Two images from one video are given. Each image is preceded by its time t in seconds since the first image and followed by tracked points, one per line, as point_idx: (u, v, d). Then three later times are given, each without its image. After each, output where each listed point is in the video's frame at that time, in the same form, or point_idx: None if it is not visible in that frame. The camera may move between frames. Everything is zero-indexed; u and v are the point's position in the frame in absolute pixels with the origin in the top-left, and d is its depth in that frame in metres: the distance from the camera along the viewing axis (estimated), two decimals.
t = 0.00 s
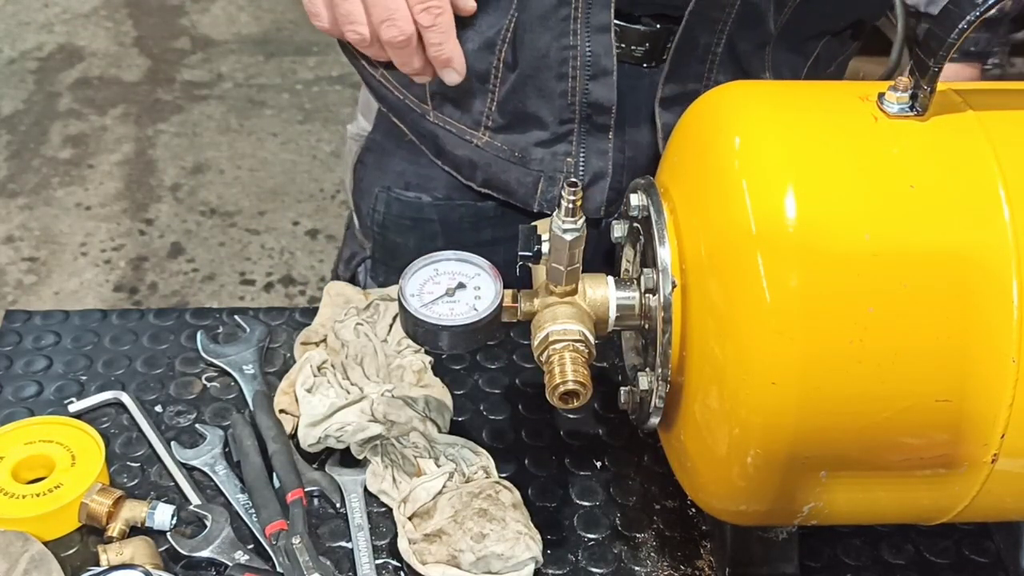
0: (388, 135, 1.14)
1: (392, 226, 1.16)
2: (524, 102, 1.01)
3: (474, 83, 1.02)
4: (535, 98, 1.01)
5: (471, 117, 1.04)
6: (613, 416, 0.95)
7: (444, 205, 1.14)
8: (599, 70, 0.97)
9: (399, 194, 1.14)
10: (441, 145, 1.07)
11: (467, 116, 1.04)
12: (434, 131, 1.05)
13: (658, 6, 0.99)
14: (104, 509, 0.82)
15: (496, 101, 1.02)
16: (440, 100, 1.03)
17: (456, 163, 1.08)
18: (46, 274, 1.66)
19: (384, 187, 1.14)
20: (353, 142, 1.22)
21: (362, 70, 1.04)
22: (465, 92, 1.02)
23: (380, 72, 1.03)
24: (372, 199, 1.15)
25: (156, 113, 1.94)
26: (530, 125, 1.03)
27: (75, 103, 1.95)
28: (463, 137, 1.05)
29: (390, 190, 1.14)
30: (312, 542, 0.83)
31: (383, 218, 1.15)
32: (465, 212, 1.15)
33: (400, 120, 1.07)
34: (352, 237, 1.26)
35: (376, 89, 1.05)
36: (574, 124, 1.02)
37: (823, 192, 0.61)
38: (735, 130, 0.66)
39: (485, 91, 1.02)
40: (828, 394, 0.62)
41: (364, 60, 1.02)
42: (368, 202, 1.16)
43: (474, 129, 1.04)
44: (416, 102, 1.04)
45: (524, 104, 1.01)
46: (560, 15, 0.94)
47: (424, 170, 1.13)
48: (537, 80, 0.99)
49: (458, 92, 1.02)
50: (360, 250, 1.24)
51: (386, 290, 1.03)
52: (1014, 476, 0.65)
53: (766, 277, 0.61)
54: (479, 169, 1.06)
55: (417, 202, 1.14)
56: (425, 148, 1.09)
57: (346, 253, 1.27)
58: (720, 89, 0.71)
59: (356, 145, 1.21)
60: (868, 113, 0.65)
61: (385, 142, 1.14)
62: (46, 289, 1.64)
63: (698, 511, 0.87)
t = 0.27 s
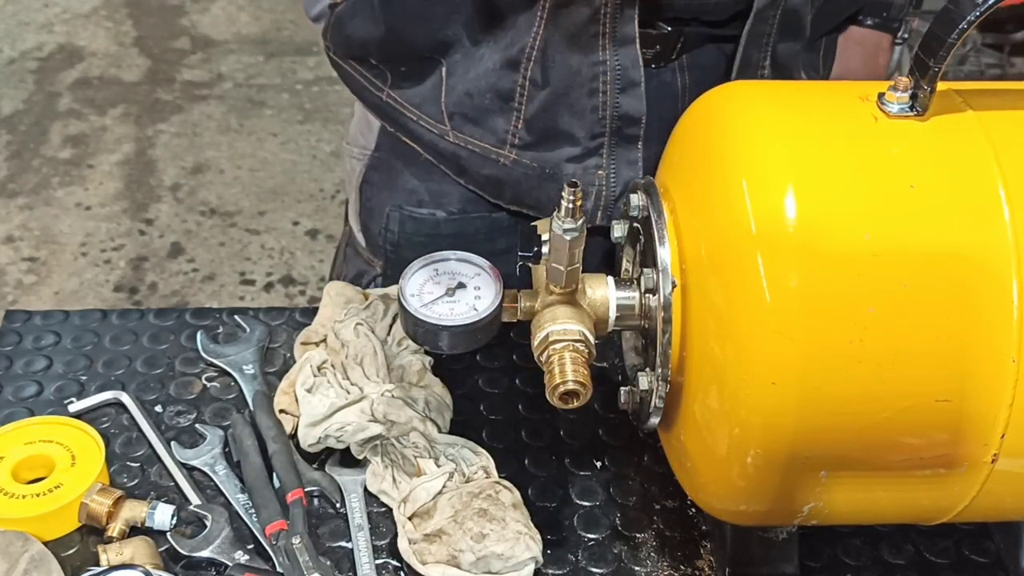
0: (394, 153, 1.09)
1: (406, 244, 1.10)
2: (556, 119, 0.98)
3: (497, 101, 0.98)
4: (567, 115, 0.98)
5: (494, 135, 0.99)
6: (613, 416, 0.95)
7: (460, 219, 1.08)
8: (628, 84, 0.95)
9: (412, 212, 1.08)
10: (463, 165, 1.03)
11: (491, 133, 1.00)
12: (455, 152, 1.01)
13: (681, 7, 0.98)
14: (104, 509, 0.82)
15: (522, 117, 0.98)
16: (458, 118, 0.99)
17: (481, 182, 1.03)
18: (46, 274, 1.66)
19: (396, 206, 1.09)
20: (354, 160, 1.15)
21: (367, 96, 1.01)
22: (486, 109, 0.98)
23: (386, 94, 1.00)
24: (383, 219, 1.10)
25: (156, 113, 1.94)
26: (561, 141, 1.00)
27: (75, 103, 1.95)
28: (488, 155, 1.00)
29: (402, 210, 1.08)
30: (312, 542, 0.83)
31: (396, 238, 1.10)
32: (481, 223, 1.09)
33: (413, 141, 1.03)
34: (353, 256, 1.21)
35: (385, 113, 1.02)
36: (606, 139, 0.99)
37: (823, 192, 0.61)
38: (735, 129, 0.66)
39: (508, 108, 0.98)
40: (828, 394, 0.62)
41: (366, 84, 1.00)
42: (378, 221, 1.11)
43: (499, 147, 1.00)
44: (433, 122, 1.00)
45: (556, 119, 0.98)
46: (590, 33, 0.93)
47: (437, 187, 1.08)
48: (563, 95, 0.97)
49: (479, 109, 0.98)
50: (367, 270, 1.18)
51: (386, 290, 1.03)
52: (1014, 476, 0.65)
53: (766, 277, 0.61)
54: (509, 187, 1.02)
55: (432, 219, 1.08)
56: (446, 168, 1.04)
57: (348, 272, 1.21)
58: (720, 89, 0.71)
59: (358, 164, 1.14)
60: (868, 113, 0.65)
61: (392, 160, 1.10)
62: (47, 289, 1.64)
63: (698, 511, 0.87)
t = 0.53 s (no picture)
0: (403, 178, 1.10)
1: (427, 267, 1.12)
2: (598, 139, 1.01)
3: (530, 128, 1.00)
4: (611, 134, 1.01)
5: (529, 158, 1.02)
6: (613, 416, 0.95)
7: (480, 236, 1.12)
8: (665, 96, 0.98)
9: (431, 235, 1.11)
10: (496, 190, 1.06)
11: (525, 158, 1.03)
12: (489, 179, 1.04)
13: (695, 10, 1.03)
14: (104, 509, 0.82)
15: (559, 140, 1.01)
16: (488, 147, 1.02)
17: (517, 206, 1.07)
18: (46, 274, 1.66)
19: (414, 231, 1.11)
20: (360, 190, 1.13)
21: (374, 130, 1.02)
22: (518, 135, 1.01)
23: (397, 127, 1.02)
24: (401, 245, 1.12)
25: (156, 113, 1.94)
26: (602, 159, 1.03)
27: (75, 103, 1.95)
28: (523, 179, 1.03)
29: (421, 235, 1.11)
30: (312, 542, 0.83)
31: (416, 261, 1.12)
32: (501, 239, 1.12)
33: (434, 170, 1.05)
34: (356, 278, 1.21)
35: (399, 145, 1.03)
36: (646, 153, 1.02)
37: (824, 192, 0.61)
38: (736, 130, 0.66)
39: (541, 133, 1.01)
40: (828, 394, 0.62)
41: (375, 118, 1.01)
42: (396, 248, 1.13)
43: (536, 171, 1.03)
44: (462, 151, 1.03)
45: (599, 138, 1.01)
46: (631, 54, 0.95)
47: (455, 208, 1.11)
48: (606, 119, 1.00)
49: (510, 136, 1.01)
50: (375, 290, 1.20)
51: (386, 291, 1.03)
52: (1014, 476, 0.65)
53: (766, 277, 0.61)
54: (548, 210, 1.05)
55: (453, 239, 1.11)
56: (476, 194, 1.07)
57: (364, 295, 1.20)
58: (720, 89, 0.71)
59: (364, 193, 1.13)
60: (868, 113, 0.65)
61: (403, 186, 1.10)
62: (46, 289, 1.64)
63: (698, 511, 0.87)
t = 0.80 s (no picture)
0: (402, 198, 1.10)
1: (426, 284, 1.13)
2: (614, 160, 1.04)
3: (543, 148, 1.03)
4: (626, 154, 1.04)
5: (543, 180, 1.05)
6: (613, 416, 0.95)
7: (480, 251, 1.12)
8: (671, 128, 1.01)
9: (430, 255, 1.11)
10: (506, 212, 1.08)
11: (537, 179, 1.05)
12: (501, 201, 1.07)
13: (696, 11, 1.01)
14: (104, 509, 0.82)
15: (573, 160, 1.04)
16: (498, 169, 1.05)
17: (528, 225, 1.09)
18: (46, 274, 1.66)
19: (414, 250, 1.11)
20: (353, 212, 1.13)
21: (375, 157, 1.04)
22: (529, 155, 1.03)
23: (400, 152, 1.04)
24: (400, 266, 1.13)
25: (156, 113, 1.94)
26: (616, 178, 1.05)
27: (75, 103, 1.95)
28: (535, 200, 1.06)
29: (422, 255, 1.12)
30: (312, 542, 0.83)
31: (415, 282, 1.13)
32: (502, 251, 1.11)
33: (440, 194, 1.07)
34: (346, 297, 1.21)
35: (403, 170, 1.05)
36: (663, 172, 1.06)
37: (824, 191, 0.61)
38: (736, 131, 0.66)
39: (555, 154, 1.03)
40: (829, 394, 0.62)
41: (375, 145, 1.03)
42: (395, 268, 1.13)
43: (549, 192, 1.05)
44: (472, 174, 1.05)
45: (614, 159, 1.04)
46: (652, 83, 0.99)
47: (455, 225, 1.11)
48: (616, 138, 1.02)
49: (521, 157, 1.03)
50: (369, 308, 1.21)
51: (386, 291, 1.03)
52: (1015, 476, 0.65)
53: (766, 277, 0.61)
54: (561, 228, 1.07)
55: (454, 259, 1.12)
56: (486, 216, 1.09)
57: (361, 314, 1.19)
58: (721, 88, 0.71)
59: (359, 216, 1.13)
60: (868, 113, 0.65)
61: (402, 207, 1.10)
62: (46, 289, 1.64)
63: (698, 511, 0.87)
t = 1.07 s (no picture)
0: (400, 211, 1.10)
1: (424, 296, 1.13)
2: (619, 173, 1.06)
3: (548, 161, 1.03)
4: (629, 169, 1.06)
5: (547, 192, 1.06)
6: (613, 416, 0.95)
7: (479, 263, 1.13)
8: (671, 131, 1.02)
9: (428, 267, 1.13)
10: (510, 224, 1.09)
11: (542, 192, 1.06)
12: (503, 214, 1.07)
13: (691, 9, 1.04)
14: (104, 509, 0.82)
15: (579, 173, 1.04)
16: (502, 182, 1.05)
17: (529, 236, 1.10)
18: (46, 274, 1.67)
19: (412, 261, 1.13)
20: (352, 224, 1.14)
21: (378, 169, 1.03)
22: (535, 168, 1.04)
23: (402, 165, 1.03)
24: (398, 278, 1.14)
25: (156, 113, 1.94)
26: (619, 191, 1.07)
27: (75, 103, 1.95)
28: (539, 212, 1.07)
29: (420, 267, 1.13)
30: (312, 542, 0.83)
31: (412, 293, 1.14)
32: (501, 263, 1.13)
33: (444, 206, 1.07)
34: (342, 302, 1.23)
35: (406, 182, 1.05)
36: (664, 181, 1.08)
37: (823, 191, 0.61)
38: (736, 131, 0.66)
39: (560, 168, 1.04)
40: (828, 393, 0.62)
41: (378, 158, 1.02)
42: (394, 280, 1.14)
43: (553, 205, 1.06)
44: (475, 187, 1.06)
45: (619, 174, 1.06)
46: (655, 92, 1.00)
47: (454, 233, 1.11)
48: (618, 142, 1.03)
49: (526, 170, 1.04)
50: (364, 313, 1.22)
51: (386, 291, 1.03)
52: (1014, 476, 0.65)
53: (766, 277, 0.61)
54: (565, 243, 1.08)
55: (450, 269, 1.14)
56: (491, 228, 1.10)
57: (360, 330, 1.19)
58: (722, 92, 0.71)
59: (357, 227, 1.13)
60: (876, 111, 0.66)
61: (399, 218, 1.11)
62: (47, 289, 1.64)
63: (698, 511, 0.87)
